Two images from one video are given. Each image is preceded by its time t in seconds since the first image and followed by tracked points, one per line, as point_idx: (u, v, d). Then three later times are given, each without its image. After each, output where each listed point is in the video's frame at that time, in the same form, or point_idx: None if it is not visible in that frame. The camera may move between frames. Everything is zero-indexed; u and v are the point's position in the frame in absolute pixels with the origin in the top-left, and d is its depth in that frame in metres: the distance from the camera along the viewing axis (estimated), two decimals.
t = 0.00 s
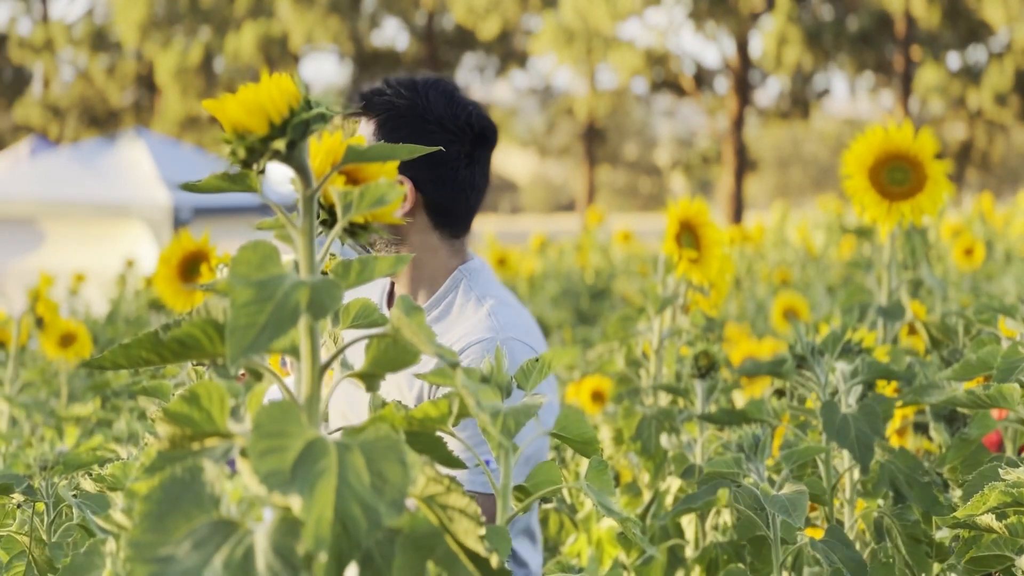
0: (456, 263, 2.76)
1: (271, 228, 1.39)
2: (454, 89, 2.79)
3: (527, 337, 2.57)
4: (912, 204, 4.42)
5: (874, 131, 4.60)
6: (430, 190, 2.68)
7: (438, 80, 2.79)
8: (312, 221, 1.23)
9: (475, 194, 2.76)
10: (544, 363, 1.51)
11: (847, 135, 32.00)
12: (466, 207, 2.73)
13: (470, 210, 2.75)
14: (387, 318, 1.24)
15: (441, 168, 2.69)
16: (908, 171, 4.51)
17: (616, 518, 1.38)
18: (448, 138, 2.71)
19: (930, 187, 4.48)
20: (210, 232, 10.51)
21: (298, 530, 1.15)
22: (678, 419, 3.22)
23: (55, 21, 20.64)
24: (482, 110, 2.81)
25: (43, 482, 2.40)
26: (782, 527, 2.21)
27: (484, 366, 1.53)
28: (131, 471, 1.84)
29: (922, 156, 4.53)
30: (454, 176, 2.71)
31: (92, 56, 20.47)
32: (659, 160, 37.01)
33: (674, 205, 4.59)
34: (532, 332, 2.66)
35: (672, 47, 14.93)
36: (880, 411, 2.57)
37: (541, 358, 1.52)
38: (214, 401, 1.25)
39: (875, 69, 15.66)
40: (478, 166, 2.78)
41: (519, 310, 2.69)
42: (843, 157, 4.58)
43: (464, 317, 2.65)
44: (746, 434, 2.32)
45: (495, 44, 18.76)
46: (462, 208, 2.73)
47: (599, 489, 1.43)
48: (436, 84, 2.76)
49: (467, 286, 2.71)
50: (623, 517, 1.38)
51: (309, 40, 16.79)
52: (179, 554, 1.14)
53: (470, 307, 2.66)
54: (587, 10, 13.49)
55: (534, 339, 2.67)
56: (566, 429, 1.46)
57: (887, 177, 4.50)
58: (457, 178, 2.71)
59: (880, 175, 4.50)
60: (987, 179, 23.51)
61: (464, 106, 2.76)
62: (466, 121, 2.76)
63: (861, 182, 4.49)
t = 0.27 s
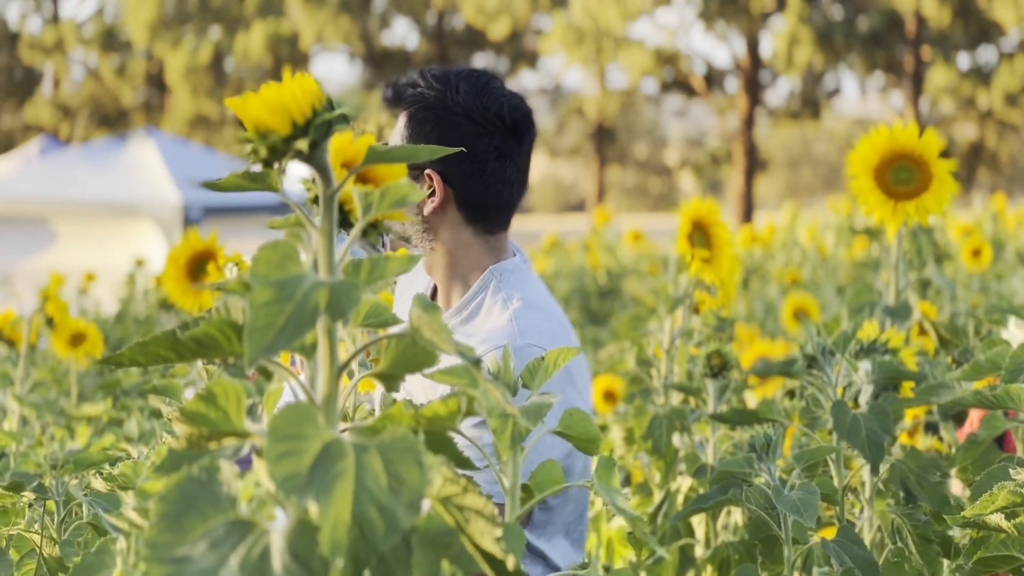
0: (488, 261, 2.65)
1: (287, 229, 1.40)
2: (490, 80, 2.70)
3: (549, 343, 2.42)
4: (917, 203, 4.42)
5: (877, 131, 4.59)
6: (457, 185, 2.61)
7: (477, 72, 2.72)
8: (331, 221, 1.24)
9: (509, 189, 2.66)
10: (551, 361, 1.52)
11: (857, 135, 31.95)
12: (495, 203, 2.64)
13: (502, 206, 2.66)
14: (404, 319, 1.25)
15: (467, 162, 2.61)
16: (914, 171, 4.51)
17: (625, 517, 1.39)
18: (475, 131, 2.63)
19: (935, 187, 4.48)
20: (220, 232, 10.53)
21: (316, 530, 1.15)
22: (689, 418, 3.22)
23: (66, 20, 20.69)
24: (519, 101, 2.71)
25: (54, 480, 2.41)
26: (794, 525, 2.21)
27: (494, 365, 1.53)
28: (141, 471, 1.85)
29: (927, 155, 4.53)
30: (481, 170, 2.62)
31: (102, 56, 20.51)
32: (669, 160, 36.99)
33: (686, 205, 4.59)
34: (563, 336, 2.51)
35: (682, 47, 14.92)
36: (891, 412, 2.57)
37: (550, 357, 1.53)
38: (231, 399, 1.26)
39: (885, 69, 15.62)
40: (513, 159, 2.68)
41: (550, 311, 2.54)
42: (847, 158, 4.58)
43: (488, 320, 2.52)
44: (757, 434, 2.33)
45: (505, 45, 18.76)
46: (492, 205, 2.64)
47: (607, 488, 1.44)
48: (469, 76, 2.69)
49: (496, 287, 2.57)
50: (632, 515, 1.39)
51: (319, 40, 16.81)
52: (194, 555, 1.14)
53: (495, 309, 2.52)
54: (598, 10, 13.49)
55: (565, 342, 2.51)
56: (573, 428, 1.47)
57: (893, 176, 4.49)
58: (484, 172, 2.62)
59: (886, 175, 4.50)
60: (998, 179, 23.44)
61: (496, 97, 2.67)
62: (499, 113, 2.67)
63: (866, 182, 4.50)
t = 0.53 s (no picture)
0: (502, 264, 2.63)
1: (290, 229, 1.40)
2: (501, 80, 2.68)
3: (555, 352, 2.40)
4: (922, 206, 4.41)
5: (882, 133, 4.59)
6: (467, 187, 2.60)
7: (489, 73, 2.70)
8: (334, 222, 1.23)
9: (520, 190, 2.64)
10: (558, 364, 1.53)
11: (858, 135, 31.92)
12: (506, 205, 2.62)
13: (514, 209, 2.64)
14: (408, 319, 1.25)
15: (476, 164, 2.60)
16: (919, 173, 4.50)
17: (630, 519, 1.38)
18: (483, 133, 2.61)
19: (940, 189, 4.48)
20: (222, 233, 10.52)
21: (318, 529, 1.15)
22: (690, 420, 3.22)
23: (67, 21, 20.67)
24: (530, 100, 2.67)
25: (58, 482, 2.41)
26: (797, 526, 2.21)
27: (502, 367, 1.54)
28: (145, 471, 1.84)
29: (931, 157, 4.54)
30: (490, 172, 2.60)
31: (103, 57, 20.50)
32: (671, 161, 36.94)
33: (690, 207, 4.59)
34: (572, 343, 2.48)
35: (684, 48, 14.92)
36: (892, 413, 2.57)
37: (556, 360, 1.53)
38: (234, 401, 1.25)
39: (887, 70, 15.61)
40: (524, 159, 2.65)
41: (561, 318, 2.51)
42: (852, 160, 4.58)
43: (495, 322, 2.49)
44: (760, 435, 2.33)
45: (507, 46, 18.75)
46: (504, 208, 2.62)
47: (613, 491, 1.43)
48: (479, 78, 2.67)
49: (509, 288, 2.54)
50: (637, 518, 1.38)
51: (320, 41, 16.80)
52: (197, 556, 1.14)
53: (504, 311, 2.50)
54: (600, 12, 13.49)
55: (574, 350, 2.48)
56: (581, 431, 1.47)
57: (897, 178, 4.49)
58: (493, 174, 2.60)
59: (891, 177, 4.50)
60: (1000, 181, 23.42)
61: (505, 98, 2.64)
62: (508, 113, 2.64)
63: (871, 184, 4.49)
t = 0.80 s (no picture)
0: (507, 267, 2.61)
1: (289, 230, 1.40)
2: (505, 81, 2.63)
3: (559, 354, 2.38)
4: (925, 209, 4.41)
5: (887, 136, 4.60)
6: (472, 190, 2.57)
7: (493, 73, 2.65)
8: (328, 225, 1.23)
9: (525, 191, 2.60)
10: (566, 366, 1.51)
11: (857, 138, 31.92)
12: (510, 208, 2.59)
13: (519, 211, 2.61)
14: (404, 321, 1.25)
15: (479, 167, 2.56)
16: (921, 177, 4.50)
17: (633, 524, 1.38)
18: (487, 135, 2.56)
19: (943, 193, 4.48)
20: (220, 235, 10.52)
21: (313, 530, 1.15)
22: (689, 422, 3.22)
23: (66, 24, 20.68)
24: (534, 100, 2.63)
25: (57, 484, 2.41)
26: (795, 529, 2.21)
27: (507, 370, 1.53)
28: (144, 474, 1.84)
29: (934, 160, 4.54)
30: (494, 174, 2.57)
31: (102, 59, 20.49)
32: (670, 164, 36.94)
33: (688, 209, 4.57)
34: (574, 346, 2.47)
35: (683, 51, 14.92)
36: (890, 416, 2.57)
37: (564, 363, 1.52)
38: (231, 403, 1.25)
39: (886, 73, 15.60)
40: (528, 160, 2.61)
41: (565, 320, 2.50)
42: (856, 162, 4.59)
43: (498, 325, 2.48)
44: (759, 437, 2.34)
45: (505, 49, 18.75)
46: (508, 211, 2.60)
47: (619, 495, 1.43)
48: (483, 78, 2.62)
49: (513, 290, 2.53)
50: (641, 522, 1.38)
51: (319, 44, 16.79)
52: (192, 559, 1.13)
53: (507, 313, 2.49)
54: (598, 14, 13.49)
55: (577, 354, 2.47)
56: (588, 434, 1.46)
57: (900, 181, 4.49)
58: (498, 177, 2.57)
59: (893, 180, 4.50)
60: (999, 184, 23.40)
61: (509, 99, 2.59)
62: (512, 114, 2.59)
63: (873, 186, 4.49)
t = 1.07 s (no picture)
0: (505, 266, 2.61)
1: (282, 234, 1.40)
2: (493, 82, 2.63)
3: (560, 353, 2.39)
4: (919, 211, 4.42)
5: (880, 139, 4.61)
6: (462, 190, 2.57)
7: (482, 74, 2.66)
8: (324, 228, 1.23)
9: (515, 191, 2.59)
10: (557, 368, 1.51)
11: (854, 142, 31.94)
12: (501, 208, 2.58)
13: (510, 211, 2.60)
14: (399, 326, 1.25)
15: (467, 167, 2.57)
16: (915, 179, 4.50)
17: (625, 526, 1.38)
18: (475, 136, 2.57)
19: (937, 194, 4.48)
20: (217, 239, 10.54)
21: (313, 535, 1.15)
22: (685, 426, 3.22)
23: (63, 28, 20.69)
24: (523, 100, 2.62)
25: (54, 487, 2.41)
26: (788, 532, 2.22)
27: (498, 372, 1.52)
28: (140, 478, 1.82)
29: (928, 163, 4.51)
30: (482, 174, 2.57)
31: (99, 63, 20.49)
32: (667, 168, 36.93)
33: (681, 212, 4.58)
34: (574, 346, 2.47)
35: (680, 54, 14.95)
36: (887, 419, 2.57)
37: (554, 366, 1.52)
38: (225, 408, 1.25)
39: (881, 76, 15.62)
40: (517, 159, 2.60)
41: (563, 320, 2.50)
42: (850, 165, 4.63)
43: (495, 325, 2.49)
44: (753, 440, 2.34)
45: (502, 52, 18.78)
46: (499, 212, 2.59)
47: (609, 498, 1.44)
48: (471, 80, 2.63)
49: (510, 289, 2.53)
50: (632, 524, 1.38)
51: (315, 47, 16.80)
52: (190, 561, 1.14)
53: (504, 313, 2.49)
54: (595, 18, 13.51)
55: (576, 354, 2.47)
56: (578, 437, 1.47)
57: (894, 184, 4.51)
58: (486, 177, 2.57)
59: (887, 183, 4.52)
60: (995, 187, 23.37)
61: (496, 99, 2.60)
62: (499, 114, 2.59)
63: (867, 189, 4.52)
